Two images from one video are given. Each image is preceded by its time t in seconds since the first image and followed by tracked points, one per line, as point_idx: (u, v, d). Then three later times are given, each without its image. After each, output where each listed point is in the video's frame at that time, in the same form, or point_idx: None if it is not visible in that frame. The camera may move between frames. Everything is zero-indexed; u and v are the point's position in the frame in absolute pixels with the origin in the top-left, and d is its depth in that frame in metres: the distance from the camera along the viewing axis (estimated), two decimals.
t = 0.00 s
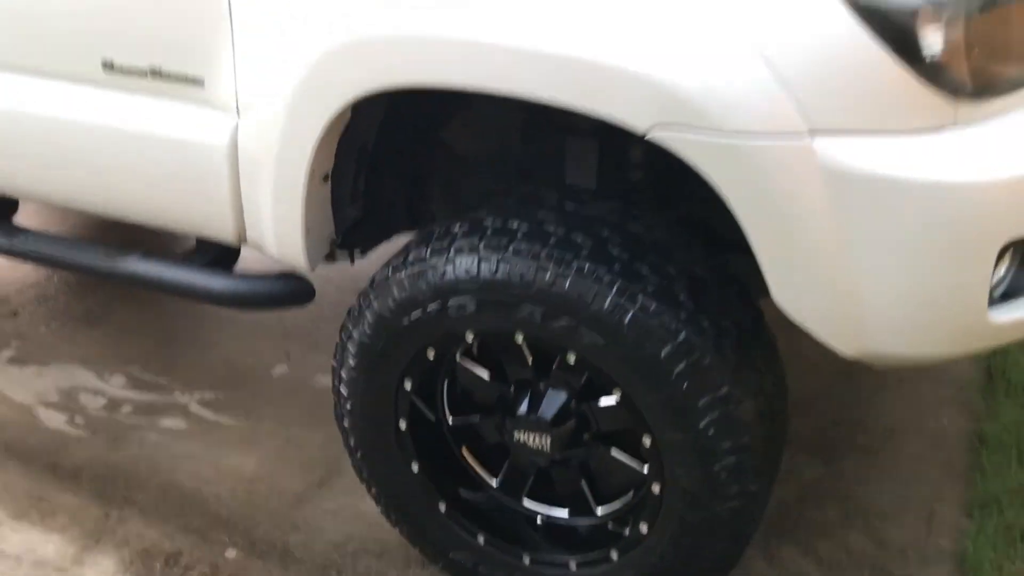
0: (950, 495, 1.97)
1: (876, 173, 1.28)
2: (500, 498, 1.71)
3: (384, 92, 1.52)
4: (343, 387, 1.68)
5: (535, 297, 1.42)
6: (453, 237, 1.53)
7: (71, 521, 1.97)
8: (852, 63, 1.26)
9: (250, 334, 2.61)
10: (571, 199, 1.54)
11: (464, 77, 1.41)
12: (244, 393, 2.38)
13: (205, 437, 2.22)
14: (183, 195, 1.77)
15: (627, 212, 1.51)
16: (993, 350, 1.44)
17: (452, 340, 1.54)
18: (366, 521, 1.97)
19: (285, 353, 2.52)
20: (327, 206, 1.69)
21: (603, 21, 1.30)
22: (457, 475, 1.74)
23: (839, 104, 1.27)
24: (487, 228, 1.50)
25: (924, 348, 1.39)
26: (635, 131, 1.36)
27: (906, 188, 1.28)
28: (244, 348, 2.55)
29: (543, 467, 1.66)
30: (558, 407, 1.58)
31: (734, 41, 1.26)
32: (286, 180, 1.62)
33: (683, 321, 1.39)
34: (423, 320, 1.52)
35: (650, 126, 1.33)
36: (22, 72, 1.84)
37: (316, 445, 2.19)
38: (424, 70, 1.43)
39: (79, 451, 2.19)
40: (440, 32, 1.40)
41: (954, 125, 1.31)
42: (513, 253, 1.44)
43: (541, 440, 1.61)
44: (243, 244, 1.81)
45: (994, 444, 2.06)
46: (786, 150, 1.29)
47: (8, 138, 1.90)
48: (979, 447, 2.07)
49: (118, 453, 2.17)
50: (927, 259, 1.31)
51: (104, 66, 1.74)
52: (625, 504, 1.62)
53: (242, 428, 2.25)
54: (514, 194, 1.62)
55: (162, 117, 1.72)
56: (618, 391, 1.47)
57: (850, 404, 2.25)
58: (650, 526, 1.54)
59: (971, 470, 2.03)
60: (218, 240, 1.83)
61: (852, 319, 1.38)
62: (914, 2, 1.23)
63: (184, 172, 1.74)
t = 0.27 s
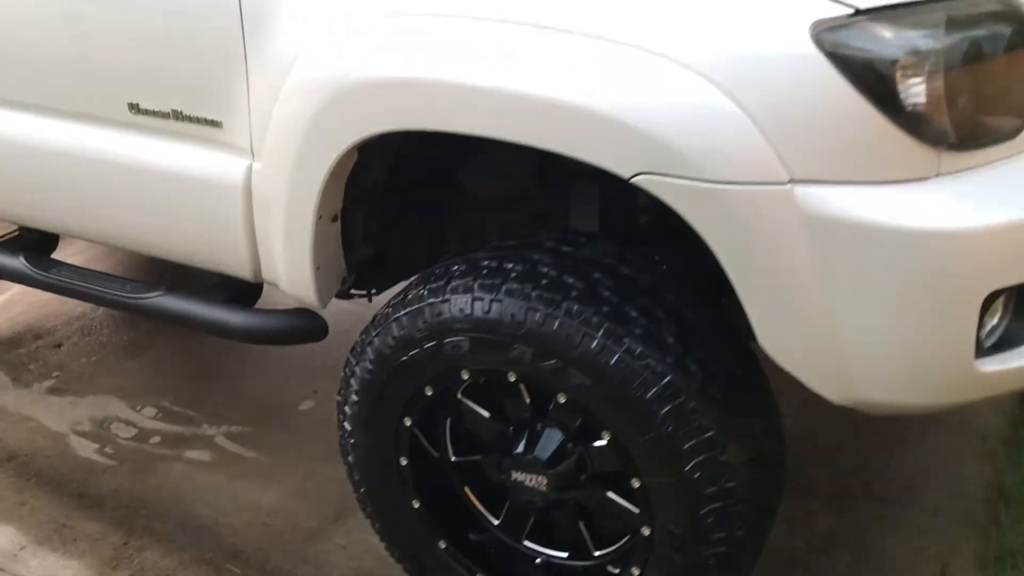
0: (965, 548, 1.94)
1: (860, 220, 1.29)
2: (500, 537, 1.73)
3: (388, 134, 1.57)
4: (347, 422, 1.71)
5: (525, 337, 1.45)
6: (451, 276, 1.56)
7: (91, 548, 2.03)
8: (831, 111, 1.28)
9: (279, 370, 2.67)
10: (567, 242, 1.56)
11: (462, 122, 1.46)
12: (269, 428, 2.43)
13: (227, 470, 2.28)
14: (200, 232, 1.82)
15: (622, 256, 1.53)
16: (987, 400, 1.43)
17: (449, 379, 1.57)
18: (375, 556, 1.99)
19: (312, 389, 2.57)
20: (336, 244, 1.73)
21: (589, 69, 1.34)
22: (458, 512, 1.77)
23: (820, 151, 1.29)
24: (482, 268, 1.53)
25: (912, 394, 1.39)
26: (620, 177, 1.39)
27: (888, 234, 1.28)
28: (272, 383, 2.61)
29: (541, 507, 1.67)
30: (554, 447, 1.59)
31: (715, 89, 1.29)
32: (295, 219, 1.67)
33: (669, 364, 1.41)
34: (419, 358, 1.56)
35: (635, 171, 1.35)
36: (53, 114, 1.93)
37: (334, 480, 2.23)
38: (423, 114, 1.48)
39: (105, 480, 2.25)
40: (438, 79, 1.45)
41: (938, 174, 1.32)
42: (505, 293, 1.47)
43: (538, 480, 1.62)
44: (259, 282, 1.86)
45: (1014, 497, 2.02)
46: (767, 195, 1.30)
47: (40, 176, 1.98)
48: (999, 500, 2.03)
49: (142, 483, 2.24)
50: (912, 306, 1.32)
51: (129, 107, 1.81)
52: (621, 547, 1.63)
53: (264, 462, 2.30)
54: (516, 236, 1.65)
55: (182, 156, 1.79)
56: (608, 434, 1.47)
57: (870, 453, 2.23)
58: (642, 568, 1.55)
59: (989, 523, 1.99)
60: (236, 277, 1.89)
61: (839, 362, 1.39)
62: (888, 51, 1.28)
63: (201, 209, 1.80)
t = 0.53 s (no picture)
0: None
1: (844, 271, 1.32)
2: None
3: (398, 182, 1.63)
4: (355, 461, 1.76)
5: (521, 380, 1.49)
6: (454, 320, 1.61)
7: None
8: (815, 166, 1.32)
9: (309, 409, 2.73)
10: (567, 288, 1.60)
11: (465, 171, 1.51)
12: (295, 466, 2.49)
13: (249, 505, 2.33)
14: (224, 273, 1.90)
15: (620, 303, 1.56)
16: (978, 453, 1.43)
17: (450, 420, 1.61)
18: None
19: (338, 429, 2.62)
20: (350, 287, 1.79)
21: (583, 123, 1.40)
22: (461, 551, 1.82)
23: (805, 203, 1.32)
24: (483, 313, 1.58)
25: (901, 446, 1.41)
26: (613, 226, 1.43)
27: (872, 285, 1.31)
28: (300, 422, 2.67)
29: (542, 549, 1.70)
30: (553, 490, 1.60)
31: (701, 143, 1.34)
32: (309, 262, 1.73)
33: (659, 410, 1.44)
34: (421, 399, 1.60)
35: (625, 220, 1.39)
36: (91, 159, 2.03)
37: (353, 518, 2.27)
38: (429, 163, 1.54)
39: (133, 512, 2.32)
40: (443, 130, 1.51)
41: (924, 228, 1.34)
42: (503, 338, 1.51)
43: (536, 521, 1.63)
44: (279, 323, 1.92)
45: None
46: (752, 246, 1.34)
47: (78, 218, 2.08)
48: (1014, 555, 2.01)
49: (168, 516, 2.30)
50: (896, 357, 1.33)
51: (161, 154, 1.91)
52: None
53: (287, 498, 2.36)
54: (521, 282, 1.70)
55: (208, 201, 1.87)
56: (601, 478, 1.50)
57: (886, 506, 2.21)
58: None
59: None
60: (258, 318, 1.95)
61: (825, 412, 1.40)
62: (872, 107, 1.31)
63: (225, 251, 1.87)
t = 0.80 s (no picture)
0: None
1: (830, 314, 1.35)
2: None
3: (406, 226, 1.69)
4: (364, 496, 1.81)
5: (519, 419, 1.53)
6: (457, 358, 1.66)
7: None
8: (801, 212, 1.36)
9: (329, 446, 2.78)
10: (568, 328, 1.64)
11: (468, 216, 1.57)
12: (313, 501, 2.54)
13: (269, 539, 2.38)
14: (241, 312, 1.96)
15: (619, 343, 1.60)
16: (968, 494, 1.45)
17: (453, 458, 1.65)
18: None
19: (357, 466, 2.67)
20: (362, 327, 1.84)
21: (579, 170, 1.45)
22: None
23: (792, 249, 1.36)
24: (485, 352, 1.62)
25: (892, 487, 1.43)
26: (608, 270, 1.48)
27: (858, 327, 1.33)
28: (321, 458, 2.73)
29: None
30: (553, 528, 1.63)
31: (692, 192, 1.38)
32: (321, 303, 1.78)
33: (653, 450, 1.48)
34: (425, 436, 1.65)
35: (618, 264, 1.44)
36: (119, 201, 2.11)
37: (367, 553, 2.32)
38: (435, 207, 1.60)
39: (156, 545, 2.38)
40: (446, 175, 1.57)
41: (909, 273, 1.38)
42: (503, 377, 1.56)
43: (537, 558, 1.67)
44: (294, 361, 1.98)
45: None
46: (741, 289, 1.38)
47: (104, 258, 2.16)
48: None
49: (189, 549, 2.36)
50: (884, 399, 1.36)
51: (184, 199, 1.98)
52: None
53: (303, 533, 2.40)
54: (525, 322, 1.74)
55: (227, 243, 1.94)
56: (598, 515, 1.53)
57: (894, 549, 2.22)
58: None
59: None
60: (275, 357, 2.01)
61: (817, 452, 1.43)
62: (856, 156, 1.35)
63: (242, 292, 1.94)
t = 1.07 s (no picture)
0: None
1: (818, 354, 1.39)
2: None
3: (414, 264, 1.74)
4: (371, 529, 1.85)
5: (519, 453, 1.57)
6: (462, 394, 1.70)
7: None
8: (791, 254, 1.40)
9: (344, 480, 2.82)
10: (569, 366, 1.68)
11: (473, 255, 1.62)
12: (327, 534, 2.58)
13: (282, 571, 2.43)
14: (255, 347, 2.01)
15: (617, 381, 1.64)
16: (960, 534, 1.47)
17: (457, 492, 1.69)
18: None
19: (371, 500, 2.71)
20: (371, 362, 1.89)
21: (577, 213, 1.50)
22: None
23: (781, 291, 1.40)
24: (488, 388, 1.67)
25: (883, 524, 1.46)
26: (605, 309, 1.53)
27: (847, 368, 1.37)
28: (336, 492, 2.77)
29: None
30: (555, 562, 1.64)
31: (685, 235, 1.43)
32: (332, 338, 1.84)
33: (648, 485, 1.51)
34: (430, 470, 1.69)
35: (613, 303, 1.49)
36: (142, 239, 2.18)
37: None
38: (440, 247, 1.65)
39: None
40: (452, 217, 1.62)
41: (898, 315, 1.41)
42: (504, 413, 1.60)
43: None
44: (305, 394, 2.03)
45: None
46: (733, 329, 1.42)
47: (127, 294, 2.23)
48: None
49: None
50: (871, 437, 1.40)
51: (203, 237, 2.05)
52: None
53: (316, 565, 2.44)
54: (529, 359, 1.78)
55: (242, 279, 2.00)
56: (596, 550, 1.56)
57: None
58: None
59: None
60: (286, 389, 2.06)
61: (810, 490, 1.46)
62: (845, 201, 1.40)
63: (256, 327, 1.99)
